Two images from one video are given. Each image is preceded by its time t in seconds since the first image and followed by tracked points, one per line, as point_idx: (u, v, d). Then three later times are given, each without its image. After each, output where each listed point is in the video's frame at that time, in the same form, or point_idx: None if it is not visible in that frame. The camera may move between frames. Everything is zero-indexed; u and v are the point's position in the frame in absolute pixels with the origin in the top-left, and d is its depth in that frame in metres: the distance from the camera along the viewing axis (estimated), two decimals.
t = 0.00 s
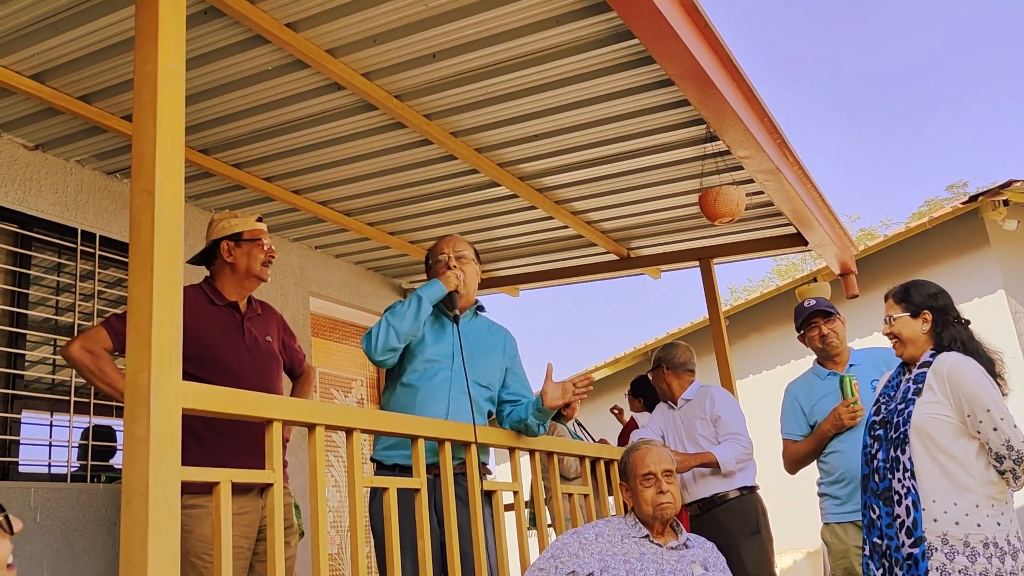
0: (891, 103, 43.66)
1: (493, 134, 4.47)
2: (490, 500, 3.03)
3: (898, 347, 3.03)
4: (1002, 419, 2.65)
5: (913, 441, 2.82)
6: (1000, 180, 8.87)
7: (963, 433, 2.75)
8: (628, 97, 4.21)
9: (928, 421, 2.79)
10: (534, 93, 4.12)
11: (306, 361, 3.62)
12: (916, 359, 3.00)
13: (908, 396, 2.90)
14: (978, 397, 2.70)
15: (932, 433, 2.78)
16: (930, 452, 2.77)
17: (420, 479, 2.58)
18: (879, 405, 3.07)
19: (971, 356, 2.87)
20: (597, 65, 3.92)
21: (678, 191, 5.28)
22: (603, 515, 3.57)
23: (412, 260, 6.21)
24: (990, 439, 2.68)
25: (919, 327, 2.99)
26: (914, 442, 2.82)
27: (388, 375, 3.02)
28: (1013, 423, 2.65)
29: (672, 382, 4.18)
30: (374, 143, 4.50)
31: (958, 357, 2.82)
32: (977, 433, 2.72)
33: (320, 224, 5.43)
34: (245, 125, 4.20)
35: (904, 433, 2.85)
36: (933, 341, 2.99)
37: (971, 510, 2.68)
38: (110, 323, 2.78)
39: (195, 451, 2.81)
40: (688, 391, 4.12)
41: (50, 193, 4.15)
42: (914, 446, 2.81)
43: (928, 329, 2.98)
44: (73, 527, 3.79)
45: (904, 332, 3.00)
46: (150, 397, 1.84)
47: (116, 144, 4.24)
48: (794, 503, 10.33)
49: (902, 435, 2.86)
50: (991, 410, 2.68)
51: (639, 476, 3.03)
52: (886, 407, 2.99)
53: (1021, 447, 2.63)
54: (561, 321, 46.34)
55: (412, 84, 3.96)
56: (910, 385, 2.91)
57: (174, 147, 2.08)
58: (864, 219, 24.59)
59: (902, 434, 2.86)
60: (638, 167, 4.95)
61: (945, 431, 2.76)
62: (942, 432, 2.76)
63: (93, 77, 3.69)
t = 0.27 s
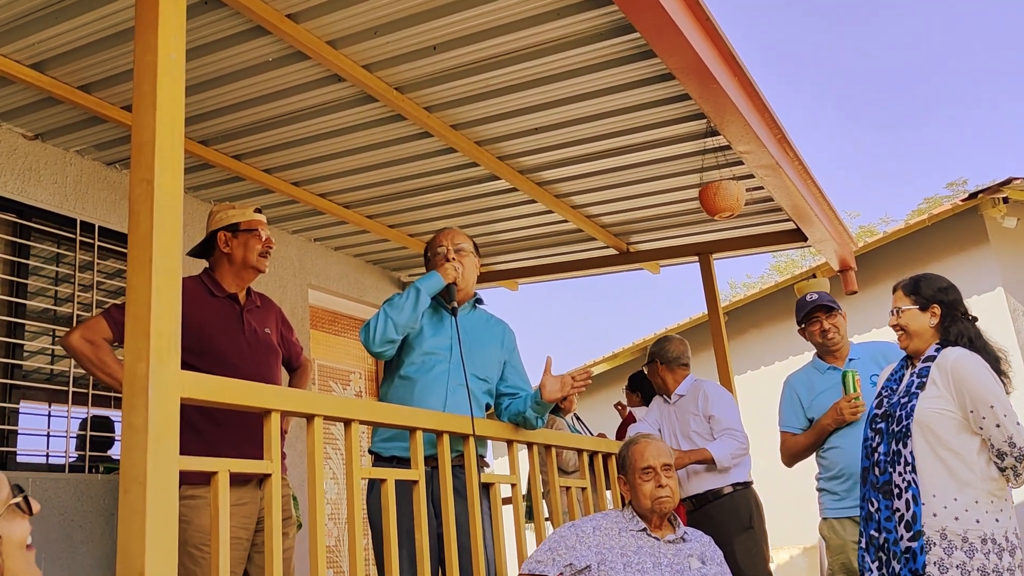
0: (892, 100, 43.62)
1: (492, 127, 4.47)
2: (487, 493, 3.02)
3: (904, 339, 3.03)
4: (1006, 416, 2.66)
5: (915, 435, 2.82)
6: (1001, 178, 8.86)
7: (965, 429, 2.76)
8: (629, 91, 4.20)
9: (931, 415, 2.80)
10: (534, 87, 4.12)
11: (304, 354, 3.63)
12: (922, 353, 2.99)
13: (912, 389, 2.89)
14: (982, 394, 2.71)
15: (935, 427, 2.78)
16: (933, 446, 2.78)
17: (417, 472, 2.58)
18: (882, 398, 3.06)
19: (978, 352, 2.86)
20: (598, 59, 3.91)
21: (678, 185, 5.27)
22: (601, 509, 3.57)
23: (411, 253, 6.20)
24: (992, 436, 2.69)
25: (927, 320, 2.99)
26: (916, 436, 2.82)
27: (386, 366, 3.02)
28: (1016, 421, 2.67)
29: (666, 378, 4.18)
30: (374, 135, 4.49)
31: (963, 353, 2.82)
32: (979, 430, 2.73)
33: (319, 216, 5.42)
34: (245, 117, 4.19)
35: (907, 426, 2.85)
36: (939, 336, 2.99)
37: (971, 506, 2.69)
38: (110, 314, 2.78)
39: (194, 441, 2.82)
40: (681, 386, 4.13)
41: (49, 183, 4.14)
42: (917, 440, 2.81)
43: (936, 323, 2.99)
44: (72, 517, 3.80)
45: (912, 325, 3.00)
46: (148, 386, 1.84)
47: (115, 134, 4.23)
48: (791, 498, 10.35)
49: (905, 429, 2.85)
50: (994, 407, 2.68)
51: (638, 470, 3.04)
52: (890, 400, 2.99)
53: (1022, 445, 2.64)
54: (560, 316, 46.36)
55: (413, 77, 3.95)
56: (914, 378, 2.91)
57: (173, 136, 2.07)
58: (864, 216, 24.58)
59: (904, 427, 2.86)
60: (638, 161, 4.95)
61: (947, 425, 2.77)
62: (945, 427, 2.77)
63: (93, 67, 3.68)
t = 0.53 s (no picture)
0: (893, 97, 43.59)
1: (492, 120, 4.46)
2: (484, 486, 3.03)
3: (903, 335, 3.05)
4: (1007, 413, 2.66)
5: (916, 433, 2.82)
6: (1000, 175, 8.86)
7: (966, 426, 2.77)
8: (629, 85, 4.20)
9: (932, 412, 2.80)
10: (534, 80, 4.11)
11: (303, 346, 3.62)
12: (921, 349, 3.01)
13: (912, 386, 2.90)
14: (983, 391, 2.72)
15: (936, 424, 2.79)
16: (934, 444, 2.78)
17: (415, 463, 2.58)
18: (880, 394, 3.08)
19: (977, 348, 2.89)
20: (599, 52, 3.91)
21: (677, 180, 5.27)
22: (597, 502, 3.58)
23: (410, 245, 6.20)
24: (993, 433, 2.70)
25: (926, 316, 3.00)
26: (917, 434, 2.82)
27: (384, 358, 3.02)
28: (1016, 418, 2.67)
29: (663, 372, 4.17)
30: (374, 127, 4.48)
31: (963, 349, 2.83)
32: (980, 427, 2.74)
33: (318, 207, 5.42)
34: (245, 108, 4.18)
35: (908, 423, 2.85)
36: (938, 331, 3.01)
37: (972, 503, 2.69)
38: (109, 304, 2.78)
39: (191, 431, 2.82)
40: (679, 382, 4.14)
41: (48, 172, 4.14)
42: (918, 438, 2.82)
43: (935, 319, 3.00)
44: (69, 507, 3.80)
45: (911, 320, 3.01)
46: (146, 375, 1.84)
47: (115, 124, 4.22)
48: (787, 494, 10.38)
49: (906, 426, 2.86)
50: (995, 404, 2.69)
51: (636, 463, 3.04)
52: (888, 397, 3.00)
53: None
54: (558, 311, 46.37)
55: (414, 69, 3.94)
56: (914, 375, 2.92)
57: (173, 126, 2.07)
58: (863, 213, 24.59)
59: (905, 424, 2.86)
60: (638, 155, 4.94)
61: (948, 422, 2.77)
62: (945, 424, 2.77)
63: (92, 56, 3.67)
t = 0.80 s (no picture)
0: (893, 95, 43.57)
1: (491, 114, 4.46)
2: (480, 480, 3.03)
3: (892, 335, 3.05)
4: (1001, 411, 2.67)
5: (911, 433, 2.83)
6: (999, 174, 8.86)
7: (960, 425, 2.77)
8: (629, 80, 4.19)
9: (927, 412, 2.80)
10: (533, 74, 4.11)
11: (301, 338, 3.62)
12: (911, 348, 3.02)
13: (904, 386, 2.91)
14: (976, 389, 2.72)
15: (931, 425, 2.79)
16: (930, 444, 2.78)
17: (411, 456, 2.58)
18: (873, 394, 3.09)
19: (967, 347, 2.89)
20: (599, 47, 3.90)
21: (676, 176, 5.26)
22: (593, 496, 3.58)
23: (407, 239, 6.19)
24: (987, 431, 2.70)
25: (915, 316, 3.00)
26: (913, 435, 2.82)
27: (382, 350, 3.01)
28: (1010, 416, 2.68)
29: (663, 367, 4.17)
30: (372, 120, 4.47)
31: (955, 349, 2.83)
32: (974, 425, 2.74)
33: (316, 200, 5.41)
34: (243, 99, 4.17)
35: (903, 424, 2.86)
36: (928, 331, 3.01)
37: (969, 501, 2.69)
38: (104, 295, 2.78)
39: (187, 422, 2.82)
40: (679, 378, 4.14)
41: (45, 162, 4.13)
42: (914, 438, 2.82)
43: (925, 318, 3.00)
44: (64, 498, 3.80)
45: (901, 319, 3.01)
46: (142, 366, 1.84)
47: (112, 114, 4.21)
48: (783, 490, 10.40)
49: (900, 427, 2.86)
50: (988, 402, 2.70)
51: (630, 458, 3.04)
52: (881, 398, 3.02)
53: (1017, 438, 2.66)
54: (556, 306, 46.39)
55: (413, 62, 3.94)
56: (906, 375, 2.93)
57: (171, 116, 2.06)
58: (862, 210, 24.59)
59: (900, 425, 2.87)
60: (637, 151, 4.94)
61: (942, 422, 2.77)
62: (940, 423, 2.77)
63: (90, 46, 3.66)
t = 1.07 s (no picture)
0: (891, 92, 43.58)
1: (488, 107, 4.44)
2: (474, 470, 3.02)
3: (869, 334, 3.07)
4: (980, 404, 2.69)
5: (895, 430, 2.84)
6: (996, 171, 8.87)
7: (941, 420, 2.79)
8: (627, 73, 4.18)
9: (909, 408, 2.82)
10: (530, 67, 4.09)
11: (296, 329, 3.61)
12: (888, 349, 3.04)
13: (886, 384, 2.93)
14: (955, 383, 2.74)
15: (914, 420, 2.80)
16: (913, 439, 2.79)
17: (404, 448, 2.58)
18: (853, 395, 3.10)
19: (944, 346, 2.92)
20: (597, 39, 3.89)
21: (673, 170, 5.26)
22: (587, 489, 3.58)
23: (404, 231, 6.18)
24: (968, 425, 2.73)
25: (893, 316, 3.02)
26: (897, 431, 2.83)
27: (377, 341, 3.01)
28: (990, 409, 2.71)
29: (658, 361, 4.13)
30: (369, 111, 4.46)
31: (933, 346, 2.86)
32: (955, 419, 2.76)
33: (313, 191, 5.39)
34: (240, 89, 4.15)
35: (886, 421, 2.87)
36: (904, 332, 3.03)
37: (953, 494, 2.70)
38: (96, 285, 2.77)
39: (179, 411, 2.82)
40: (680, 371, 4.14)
41: (39, 151, 4.11)
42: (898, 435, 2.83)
43: (902, 319, 3.02)
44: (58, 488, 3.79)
45: (879, 319, 3.02)
46: (135, 355, 1.83)
47: (108, 103, 4.19)
48: (777, 485, 10.42)
49: (885, 424, 2.87)
50: (968, 396, 2.72)
51: (624, 452, 3.04)
52: (863, 398, 3.02)
53: (997, 431, 2.68)
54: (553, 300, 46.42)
55: (410, 53, 3.92)
56: (886, 373, 2.95)
57: (165, 103, 2.05)
58: (859, 207, 24.61)
59: (883, 422, 2.88)
60: (634, 144, 4.93)
61: (924, 418, 2.79)
62: (922, 419, 2.79)
63: (86, 34, 3.64)
